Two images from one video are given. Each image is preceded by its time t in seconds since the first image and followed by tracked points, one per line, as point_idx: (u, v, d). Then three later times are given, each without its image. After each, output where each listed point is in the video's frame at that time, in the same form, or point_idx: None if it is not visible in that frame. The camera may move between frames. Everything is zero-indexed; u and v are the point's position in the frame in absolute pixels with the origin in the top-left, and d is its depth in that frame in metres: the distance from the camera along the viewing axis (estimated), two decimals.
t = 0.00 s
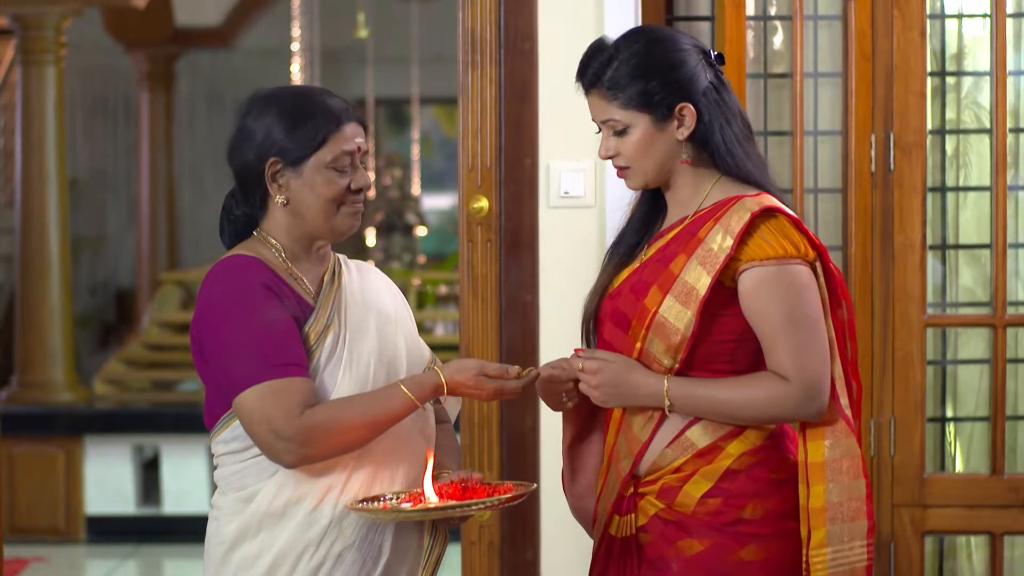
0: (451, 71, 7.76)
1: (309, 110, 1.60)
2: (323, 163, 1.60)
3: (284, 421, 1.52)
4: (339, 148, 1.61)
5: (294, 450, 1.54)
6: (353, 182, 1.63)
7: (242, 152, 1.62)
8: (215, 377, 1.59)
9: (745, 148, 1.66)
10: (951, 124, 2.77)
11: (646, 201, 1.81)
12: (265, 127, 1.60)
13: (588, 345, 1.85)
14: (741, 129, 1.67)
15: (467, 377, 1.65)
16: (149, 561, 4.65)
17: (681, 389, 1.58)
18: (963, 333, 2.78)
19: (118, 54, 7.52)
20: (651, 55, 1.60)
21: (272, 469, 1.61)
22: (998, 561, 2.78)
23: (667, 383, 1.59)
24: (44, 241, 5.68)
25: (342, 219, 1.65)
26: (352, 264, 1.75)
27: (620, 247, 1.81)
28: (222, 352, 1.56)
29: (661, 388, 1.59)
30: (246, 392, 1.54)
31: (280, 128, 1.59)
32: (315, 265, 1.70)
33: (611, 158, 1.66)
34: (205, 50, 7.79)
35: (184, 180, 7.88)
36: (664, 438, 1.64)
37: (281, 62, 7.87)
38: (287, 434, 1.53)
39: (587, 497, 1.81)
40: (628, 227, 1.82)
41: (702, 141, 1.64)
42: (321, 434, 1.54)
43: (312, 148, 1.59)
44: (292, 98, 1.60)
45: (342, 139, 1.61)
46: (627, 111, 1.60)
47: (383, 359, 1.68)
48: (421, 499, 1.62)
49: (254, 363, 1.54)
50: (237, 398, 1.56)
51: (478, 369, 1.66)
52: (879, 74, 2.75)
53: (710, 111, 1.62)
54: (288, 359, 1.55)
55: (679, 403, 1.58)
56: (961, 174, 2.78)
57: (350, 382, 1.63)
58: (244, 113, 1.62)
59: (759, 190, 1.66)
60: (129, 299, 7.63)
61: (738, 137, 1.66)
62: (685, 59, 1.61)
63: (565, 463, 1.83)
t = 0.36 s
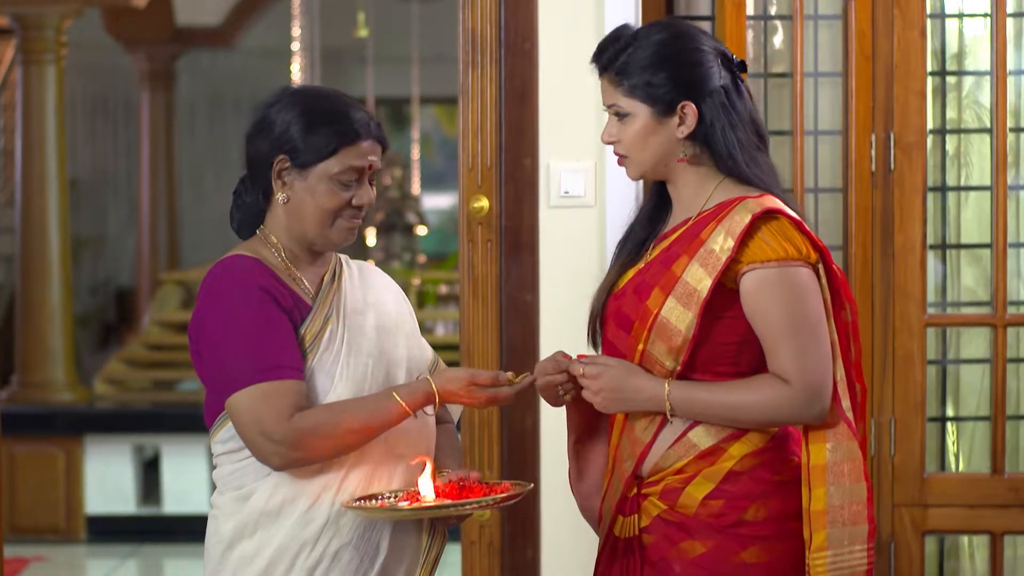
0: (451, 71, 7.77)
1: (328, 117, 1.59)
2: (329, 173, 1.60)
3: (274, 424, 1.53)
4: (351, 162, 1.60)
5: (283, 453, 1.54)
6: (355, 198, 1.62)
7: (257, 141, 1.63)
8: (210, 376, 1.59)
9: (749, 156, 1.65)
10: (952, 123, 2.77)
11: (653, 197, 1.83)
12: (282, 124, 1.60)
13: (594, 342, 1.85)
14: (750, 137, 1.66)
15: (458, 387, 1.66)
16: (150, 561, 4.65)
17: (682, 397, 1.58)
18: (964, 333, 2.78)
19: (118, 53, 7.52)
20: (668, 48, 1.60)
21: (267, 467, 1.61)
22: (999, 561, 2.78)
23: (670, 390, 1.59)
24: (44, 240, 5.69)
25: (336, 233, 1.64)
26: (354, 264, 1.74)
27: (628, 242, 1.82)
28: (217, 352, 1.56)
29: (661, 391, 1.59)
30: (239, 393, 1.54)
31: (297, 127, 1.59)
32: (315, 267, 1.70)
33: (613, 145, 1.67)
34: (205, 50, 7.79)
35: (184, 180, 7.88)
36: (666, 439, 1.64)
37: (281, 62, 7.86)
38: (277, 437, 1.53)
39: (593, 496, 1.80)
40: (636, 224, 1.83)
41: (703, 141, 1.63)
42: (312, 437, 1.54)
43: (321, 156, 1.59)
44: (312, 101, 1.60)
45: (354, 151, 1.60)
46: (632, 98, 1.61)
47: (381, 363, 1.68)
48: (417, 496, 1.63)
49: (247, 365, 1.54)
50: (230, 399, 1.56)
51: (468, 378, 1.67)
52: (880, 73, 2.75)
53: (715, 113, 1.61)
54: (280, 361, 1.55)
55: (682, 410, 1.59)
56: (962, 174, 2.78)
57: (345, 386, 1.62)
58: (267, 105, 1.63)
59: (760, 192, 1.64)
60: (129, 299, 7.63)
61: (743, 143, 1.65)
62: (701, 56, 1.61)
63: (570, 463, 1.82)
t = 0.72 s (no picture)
0: (451, 70, 7.77)
1: (332, 115, 1.60)
2: (335, 170, 1.60)
3: (270, 427, 1.53)
4: (354, 157, 1.60)
5: (278, 455, 1.54)
6: (362, 193, 1.63)
7: (261, 141, 1.63)
8: (210, 376, 1.60)
9: (756, 155, 1.65)
10: (952, 123, 2.77)
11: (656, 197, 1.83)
12: (286, 123, 1.61)
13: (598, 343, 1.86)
14: (757, 137, 1.66)
15: (457, 396, 1.62)
16: (150, 560, 4.65)
17: (680, 388, 1.57)
18: (964, 333, 2.78)
19: (117, 53, 7.52)
20: (680, 42, 1.61)
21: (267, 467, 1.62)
22: (999, 561, 2.78)
23: (668, 376, 1.58)
24: (44, 240, 5.69)
25: (343, 230, 1.65)
26: (358, 264, 1.74)
27: (631, 242, 1.82)
28: (216, 351, 1.57)
29: (658, 381, 1.58)
30: (237, 393, 1.55)
31: (301, 127, 1.60)
32: (318, 266, 1.70)
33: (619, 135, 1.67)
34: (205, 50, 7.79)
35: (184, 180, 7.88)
36: (669, 440, 1.64)
37: (281, 62, 7.86)
38: (272, 439, 1.53)
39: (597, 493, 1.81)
40: (638, 225, 1.83)
41: (709, 137, 1.63)
42: (307, 441, 1.54)
43: (326, 153, 1.59)
44: (316, 100, 1.60)
45: (358, 147, 1.61)
46: (640, 88, 1.62)
47: (381, 364, 1.67)
48: (415, 498, 1.62)
49: (245, 365, 1.54)
50: (228, 398, 1.56)
51: (468, 388, 1.63)
52: (880, 73, 2.75)
53: (722, 109, 1.62)
54: (278, 363, 1.54)
55: (675, 400, 1.57)
56: (961, 173, 2.78)
57: (344, 388, 1.62)
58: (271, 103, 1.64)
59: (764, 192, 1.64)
60: (129, 299, 7.62)
61: (750, 142, 1.64)
62: (713, 52, 1.61)
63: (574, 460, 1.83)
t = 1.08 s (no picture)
0: (451, 70, 7.77)
1: (311, 106, 1.63)
2: (330, 152, 1.64)
3: (275, 428, 1.52)
4: (342, 137, 1.64)
5: (283, 456, 1.54)
6: (360, 169, 1.66)
7: (244, 152, 1.64)
8: (215, 377, 1.59)
9: (757, 153, 1.65)
10: (951, 123, 2.77)
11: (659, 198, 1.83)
12: (271, 125, 1.63)
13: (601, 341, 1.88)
14: (759, 137, 1.66)
15: (462, 398, 1.62)
16: (150, 561, 4.65)
17: (681, 393, 1.57)
18: (963, 332, 2.79)
19: (118, 53, 7.51)
20: (679, 43, 1.60)
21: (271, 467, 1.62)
22: (999, 561, 2.78)
23: (668, 378, 1.58)
24: (44, 240, 5.68)
25: (354, 205, 1.68)
26: (362, 263, 1.74)
27: (634, 243, 1.83)
28: (221, 351, 1.56)
29: (661, 389, 1.58)
30: (242, 394, 1.54)
31: (288, 120, 1.62)
32: (323, 265, 1.70)
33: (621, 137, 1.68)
34: (205, 50, 7.78)
35: (184, 180, 7.89)
36: (670, 440, 1.64)
37: (281, 62, 7.86)
38: (278, 440, 1.53)
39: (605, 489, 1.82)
40: (639, 227, 1.84)
41: (707, 139, 1.63)
42: (312, 442, 1.54)
43: (316, 139, 1.62)
44: (299, 95, 1.63)
45: (345, 129, 1.65)
46: (638, 92, 1.63)
47: (387, 364, 1.68)
48: (421, 501, 1.62)
49: (250, 366, 1.54)
50: (233, 400, 1.56)
51: (475, 389, 1.63)
52: (879, 73, 2.75)
53: (721, 109, 1.61)
54: (283, 363, 1.54)
55: (677, 404, 1.57)
56: (961, 173, 2.78)
57: (350, 389, 1.62)
58: (247, 114, 1.65)
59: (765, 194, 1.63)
60: (129, 299, 7.62)
61: (751, 144, 1.64)
62: (711, 54, 1.61)
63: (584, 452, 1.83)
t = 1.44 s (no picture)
0: (451, 70, 7.77)
1: (309, 103, 1.63)
2: (327, 148, 1.63)
3: (277, 432, 1.52)
4: (339, 132, 1.64)
5: (285, 459, 1.54)
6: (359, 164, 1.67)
7: (245, 149, 1.64)
8: (219, 378, 1.59)
9: (763, 153, 1.64)
10: (951, 123, 2.77)
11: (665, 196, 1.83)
12: (271, 122, 1.63)
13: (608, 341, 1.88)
14: (766, 137, 1.65)
15: (464, 407, 1.62)
16: (151, 561, 4.65)
17: (689, 407, 1.57)
18: (964, 333, 2.78)
19: (118, 53, 7.51)
20: (689, 40, 1.61)
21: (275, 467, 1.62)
22: (999, 561, 2.78)
23: (677, 393, 1.59)
24: (44, 240, 5.68)
25: (354, 199, 1.67)
26: (367, 262, 1.75)
27: (640, 242, 1.83)
28: (224, 353, 1.56)
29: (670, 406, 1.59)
30: (244, 397, 1.54)
31: (287, 117, 1.63)
32: (327, 265, 1.70)
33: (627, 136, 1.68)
34: (205, 50, 7.78)
35: (184, 180, 7.89)
36: (675, 440, 1.64)
37: (281, 62, 7.86)
38: (279, 444, 1.53)
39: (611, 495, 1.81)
40: (647, 225, 1.84)
41: (714, 136, 1.63)
42: (314, 446, 1.54)
43: (314, 136, 1.62)
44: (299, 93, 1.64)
45: (344, 124, 1.65)
46: (646, 87, 1.63)
47: (391, 365, 1.67)
48: (425, 505, 1.62)
49: (252, 367, 1.53)
50: (236, 403, 1.56)
51: (476, 399, 1.63)
52: (879, 73, 2.75)
53: (728, 106, 1.61)
54: (285, 366, 1.54)
55: (688, 419, 1.58)
56: (962, 174, 2.78)
57: (355, 390, 1.62)
58: (246, 115, 1.66)
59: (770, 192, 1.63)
60: (129, 299, 7.64)
61: (758, 142, 1.64)
62: (719, 49, 1.61)
63: (591, 463, 1.82)
